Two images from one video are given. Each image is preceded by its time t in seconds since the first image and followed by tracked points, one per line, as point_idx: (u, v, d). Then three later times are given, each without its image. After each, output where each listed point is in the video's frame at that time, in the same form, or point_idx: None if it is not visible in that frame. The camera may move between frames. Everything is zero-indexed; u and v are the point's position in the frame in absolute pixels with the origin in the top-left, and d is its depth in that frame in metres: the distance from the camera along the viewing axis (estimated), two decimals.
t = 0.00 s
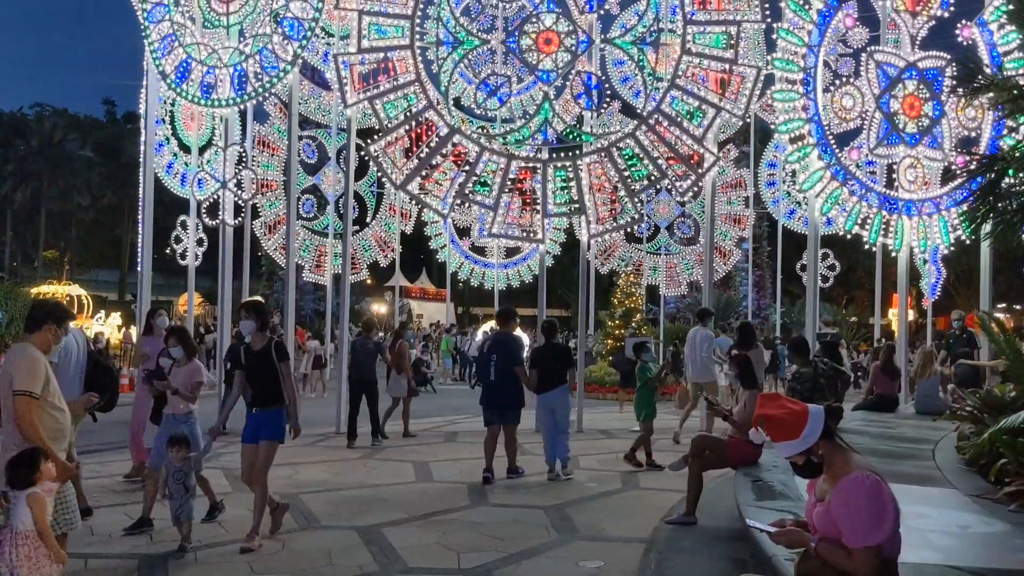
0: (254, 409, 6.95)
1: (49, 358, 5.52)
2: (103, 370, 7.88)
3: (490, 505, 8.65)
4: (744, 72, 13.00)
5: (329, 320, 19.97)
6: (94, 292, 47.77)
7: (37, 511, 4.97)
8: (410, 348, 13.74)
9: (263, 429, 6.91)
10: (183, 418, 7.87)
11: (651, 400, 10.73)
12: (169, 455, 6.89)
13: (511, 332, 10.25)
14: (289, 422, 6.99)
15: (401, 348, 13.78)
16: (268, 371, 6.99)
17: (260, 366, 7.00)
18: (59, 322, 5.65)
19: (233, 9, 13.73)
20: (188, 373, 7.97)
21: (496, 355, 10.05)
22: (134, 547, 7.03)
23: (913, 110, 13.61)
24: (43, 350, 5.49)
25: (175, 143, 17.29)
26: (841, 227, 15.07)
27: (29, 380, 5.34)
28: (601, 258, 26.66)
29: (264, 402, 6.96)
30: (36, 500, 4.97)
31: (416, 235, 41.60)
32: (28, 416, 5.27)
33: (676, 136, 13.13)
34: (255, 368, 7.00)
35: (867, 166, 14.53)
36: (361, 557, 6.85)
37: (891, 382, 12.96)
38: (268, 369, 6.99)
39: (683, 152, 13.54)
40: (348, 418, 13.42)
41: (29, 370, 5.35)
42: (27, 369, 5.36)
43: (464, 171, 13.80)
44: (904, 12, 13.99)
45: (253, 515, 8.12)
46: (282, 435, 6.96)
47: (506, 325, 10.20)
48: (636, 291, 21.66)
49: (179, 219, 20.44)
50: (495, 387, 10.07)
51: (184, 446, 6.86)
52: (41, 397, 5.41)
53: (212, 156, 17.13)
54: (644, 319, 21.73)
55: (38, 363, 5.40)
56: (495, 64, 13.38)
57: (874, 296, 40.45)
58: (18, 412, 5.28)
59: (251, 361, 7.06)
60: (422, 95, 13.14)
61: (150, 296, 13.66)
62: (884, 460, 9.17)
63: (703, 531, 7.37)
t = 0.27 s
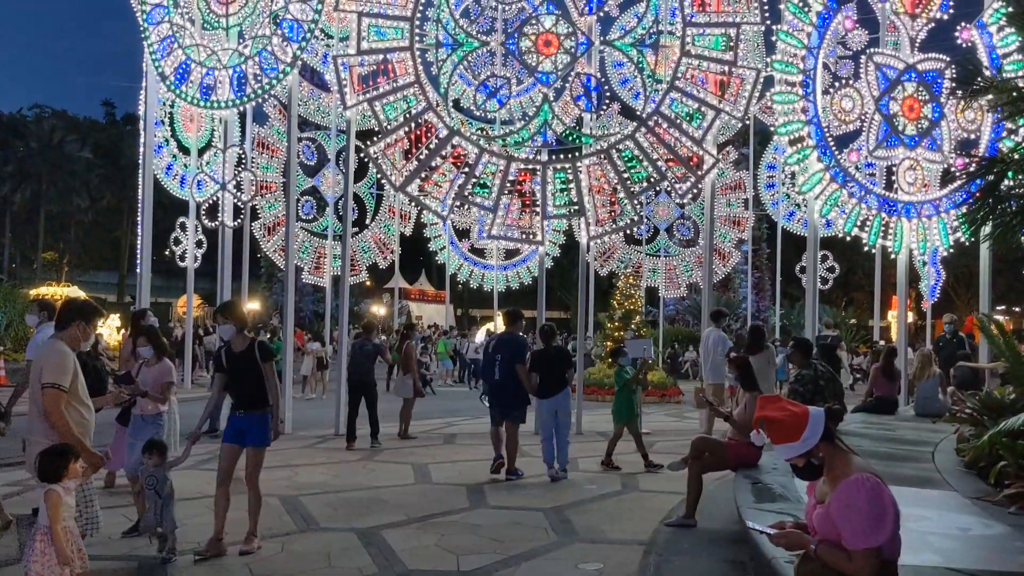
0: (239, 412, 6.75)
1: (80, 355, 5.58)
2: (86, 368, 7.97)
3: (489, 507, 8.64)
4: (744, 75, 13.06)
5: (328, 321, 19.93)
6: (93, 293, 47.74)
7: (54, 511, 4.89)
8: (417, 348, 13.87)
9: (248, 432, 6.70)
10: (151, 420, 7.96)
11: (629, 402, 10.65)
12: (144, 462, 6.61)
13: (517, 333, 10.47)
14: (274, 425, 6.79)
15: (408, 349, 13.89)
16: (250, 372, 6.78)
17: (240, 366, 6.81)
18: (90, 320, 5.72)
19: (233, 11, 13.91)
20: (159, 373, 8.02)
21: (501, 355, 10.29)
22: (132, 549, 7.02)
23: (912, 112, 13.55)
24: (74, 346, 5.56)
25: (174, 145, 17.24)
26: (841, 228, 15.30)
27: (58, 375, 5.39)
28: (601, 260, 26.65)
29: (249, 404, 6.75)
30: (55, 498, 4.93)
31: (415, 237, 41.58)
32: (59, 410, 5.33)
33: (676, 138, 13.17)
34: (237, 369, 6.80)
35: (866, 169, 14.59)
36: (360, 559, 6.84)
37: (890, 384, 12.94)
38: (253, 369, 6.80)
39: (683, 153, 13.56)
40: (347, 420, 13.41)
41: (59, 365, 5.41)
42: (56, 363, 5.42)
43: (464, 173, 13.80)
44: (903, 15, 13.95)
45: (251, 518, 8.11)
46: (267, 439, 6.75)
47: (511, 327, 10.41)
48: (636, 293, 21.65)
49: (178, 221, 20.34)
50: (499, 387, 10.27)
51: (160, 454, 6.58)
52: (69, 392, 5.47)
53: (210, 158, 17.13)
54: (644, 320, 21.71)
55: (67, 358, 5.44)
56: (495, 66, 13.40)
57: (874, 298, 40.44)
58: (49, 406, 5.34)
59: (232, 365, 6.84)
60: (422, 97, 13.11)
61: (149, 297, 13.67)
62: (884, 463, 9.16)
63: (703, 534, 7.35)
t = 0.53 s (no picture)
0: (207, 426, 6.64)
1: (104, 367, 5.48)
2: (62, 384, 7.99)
3: (484, 518, 8.61)
4: (739, 85, 13.11)
5: (324, 331, 19.90)
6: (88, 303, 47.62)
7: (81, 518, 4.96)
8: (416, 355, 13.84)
9: (213, 448, 6.56)
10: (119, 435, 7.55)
11: (606, 410, 10.70)
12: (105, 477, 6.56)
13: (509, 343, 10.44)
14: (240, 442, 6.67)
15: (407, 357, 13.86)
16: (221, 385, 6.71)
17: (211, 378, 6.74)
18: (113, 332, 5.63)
19: (228, 20, 13.63)
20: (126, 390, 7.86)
21: (495, 365, 10.22)
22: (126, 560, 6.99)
23: (906, 122, 13.60)
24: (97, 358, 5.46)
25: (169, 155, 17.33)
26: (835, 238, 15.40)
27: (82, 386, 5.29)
28: (596, 270, 26.67)
29: (216, 419, 6.65)
30: (86, 506, 4.97)
31: (411, 247, 41.56)
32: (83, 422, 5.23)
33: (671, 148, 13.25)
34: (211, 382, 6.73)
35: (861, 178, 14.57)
36: (355, 570, 6.81)
37: (885, 394, 12.96)
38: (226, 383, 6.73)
39: (679, 163, 13.80)
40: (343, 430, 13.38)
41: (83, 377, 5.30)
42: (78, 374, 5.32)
43: (460, 183, 13.86)
44: (897, 25, 13.89)
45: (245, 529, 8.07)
46: (233, 456, 6.62)
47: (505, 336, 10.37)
48: (631, 303, 21.66)
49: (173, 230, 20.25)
50: (493, 396, 10.24)
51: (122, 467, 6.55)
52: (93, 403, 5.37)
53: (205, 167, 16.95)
54: (639, 330, 21.71)
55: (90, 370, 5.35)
56: (490, 76, 13.52)
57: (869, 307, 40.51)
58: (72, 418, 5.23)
59: (204, 377, 6.76)
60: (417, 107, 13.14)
61: (143, 307, 13.64)
62: (879, 473, 9.15)
63: (699, 544, 7.33)
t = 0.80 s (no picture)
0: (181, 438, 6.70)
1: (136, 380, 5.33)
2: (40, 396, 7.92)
3: (479, 529, 8.60)
4: (732, 96, 13.09)
5: (319, 342, 19.89)
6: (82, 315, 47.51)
7: (112, 526, 5.14)
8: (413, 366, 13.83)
9: (183, 460, 6.65)
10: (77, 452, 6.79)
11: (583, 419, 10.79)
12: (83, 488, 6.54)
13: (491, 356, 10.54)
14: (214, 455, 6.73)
15: (405, 367, 13.87)
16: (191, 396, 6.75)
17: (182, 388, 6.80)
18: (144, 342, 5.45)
19: (223, 32, 13.78)
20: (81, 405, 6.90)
21: (479, 377, 10.29)
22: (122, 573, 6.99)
23: (899, 133, 13.67)
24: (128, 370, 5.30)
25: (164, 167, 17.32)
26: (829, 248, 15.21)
27: (116, 403, 5.13)
28: (591, 280, 26.69)
29: (189, 430, 6.71)
30: (115, 513, 5.16)
31: (406, 258, 41.57)
32: (118, 440, 5.09)
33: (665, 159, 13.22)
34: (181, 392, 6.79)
35: (854, 188, 14.62)
36: None
37: (879, 404, 12.99)
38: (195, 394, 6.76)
39: (672, 174, 13.83)
40: (337, 441, 13.35)
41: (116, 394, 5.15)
42: (111, 392, 5.15)
43: (454, 195, 13.94)
44: (890, 36, 14.00)
45: (239, 542, 8.04)
46: (202, 468, 6.66)
47: (488, 349, 10.47)
48: (626, 313, 21.68)
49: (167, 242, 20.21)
50: (478, 409, 10.30)
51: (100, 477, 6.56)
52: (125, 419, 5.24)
53: (199, 180, 17.20)
54: (634, 340, 21.72)
55: (123, 388, 5.19)
56: (484, 88, 13.49)
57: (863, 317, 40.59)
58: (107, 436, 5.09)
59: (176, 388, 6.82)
60: (412, 118, 13.17)
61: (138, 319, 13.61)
62: (874, 483, 9.15)
63: (694, 555, 7.32)
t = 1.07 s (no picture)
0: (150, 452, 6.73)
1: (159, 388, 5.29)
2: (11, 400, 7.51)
3: (475, 537, 8.58)
4: (728, 104, 13.08)
5: (315, 350, 19.86)
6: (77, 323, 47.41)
7: (150, 536, 5.07)
8: (410, 375, 13.82)
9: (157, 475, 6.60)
10: (46, 465, 6.64)
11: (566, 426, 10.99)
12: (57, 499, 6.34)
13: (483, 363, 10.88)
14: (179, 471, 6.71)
15: (402, 376, 13.86)
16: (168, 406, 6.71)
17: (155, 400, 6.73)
18: (167, 351, 5.42)
19: (219, 41, 13.77)
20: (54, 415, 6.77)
21: (471, 384, 10.64)
22: None
23: (894, 141, 13.68)
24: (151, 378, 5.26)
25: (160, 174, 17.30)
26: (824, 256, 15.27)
27: (139, 411, 5.09)
28: (587, 288, 26.70)
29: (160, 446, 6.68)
30: (151, 523, 5.08)
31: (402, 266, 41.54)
32: (143, 448, 5.05)
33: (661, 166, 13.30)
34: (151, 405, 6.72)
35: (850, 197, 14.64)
36: None
37: (875, 411, 12.99)
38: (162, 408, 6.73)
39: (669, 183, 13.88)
40: (333, 449, 13.33)
41: (139, 402, 5.11)
42: (136, 401, 5.10)
43: (450, 203, 13.98)
44: (884, 44, 13.92)
45: (234, 551, 8.02)
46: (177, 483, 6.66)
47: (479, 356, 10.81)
48: (622, 321, 21.67)
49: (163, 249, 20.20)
50: (468, 415, 10.57)
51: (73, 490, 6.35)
52: (147, 426, 5.19)
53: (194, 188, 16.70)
54: (631, 348, 21.72)
55: (147, 396, 5.15)
56: (480, 95, 13.69)
57: (859, 325, 40.62)
58: (133, 445, 5.04)
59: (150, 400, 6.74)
60: (408, 126, 13.20)
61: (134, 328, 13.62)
62: (870, 490, 9.16)
63: (690, 563, 7.32)
